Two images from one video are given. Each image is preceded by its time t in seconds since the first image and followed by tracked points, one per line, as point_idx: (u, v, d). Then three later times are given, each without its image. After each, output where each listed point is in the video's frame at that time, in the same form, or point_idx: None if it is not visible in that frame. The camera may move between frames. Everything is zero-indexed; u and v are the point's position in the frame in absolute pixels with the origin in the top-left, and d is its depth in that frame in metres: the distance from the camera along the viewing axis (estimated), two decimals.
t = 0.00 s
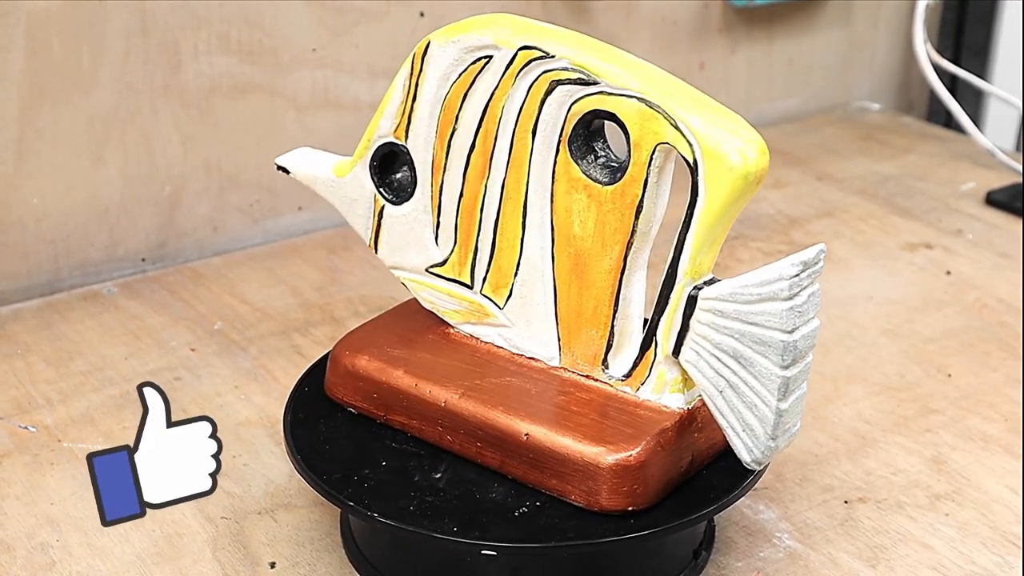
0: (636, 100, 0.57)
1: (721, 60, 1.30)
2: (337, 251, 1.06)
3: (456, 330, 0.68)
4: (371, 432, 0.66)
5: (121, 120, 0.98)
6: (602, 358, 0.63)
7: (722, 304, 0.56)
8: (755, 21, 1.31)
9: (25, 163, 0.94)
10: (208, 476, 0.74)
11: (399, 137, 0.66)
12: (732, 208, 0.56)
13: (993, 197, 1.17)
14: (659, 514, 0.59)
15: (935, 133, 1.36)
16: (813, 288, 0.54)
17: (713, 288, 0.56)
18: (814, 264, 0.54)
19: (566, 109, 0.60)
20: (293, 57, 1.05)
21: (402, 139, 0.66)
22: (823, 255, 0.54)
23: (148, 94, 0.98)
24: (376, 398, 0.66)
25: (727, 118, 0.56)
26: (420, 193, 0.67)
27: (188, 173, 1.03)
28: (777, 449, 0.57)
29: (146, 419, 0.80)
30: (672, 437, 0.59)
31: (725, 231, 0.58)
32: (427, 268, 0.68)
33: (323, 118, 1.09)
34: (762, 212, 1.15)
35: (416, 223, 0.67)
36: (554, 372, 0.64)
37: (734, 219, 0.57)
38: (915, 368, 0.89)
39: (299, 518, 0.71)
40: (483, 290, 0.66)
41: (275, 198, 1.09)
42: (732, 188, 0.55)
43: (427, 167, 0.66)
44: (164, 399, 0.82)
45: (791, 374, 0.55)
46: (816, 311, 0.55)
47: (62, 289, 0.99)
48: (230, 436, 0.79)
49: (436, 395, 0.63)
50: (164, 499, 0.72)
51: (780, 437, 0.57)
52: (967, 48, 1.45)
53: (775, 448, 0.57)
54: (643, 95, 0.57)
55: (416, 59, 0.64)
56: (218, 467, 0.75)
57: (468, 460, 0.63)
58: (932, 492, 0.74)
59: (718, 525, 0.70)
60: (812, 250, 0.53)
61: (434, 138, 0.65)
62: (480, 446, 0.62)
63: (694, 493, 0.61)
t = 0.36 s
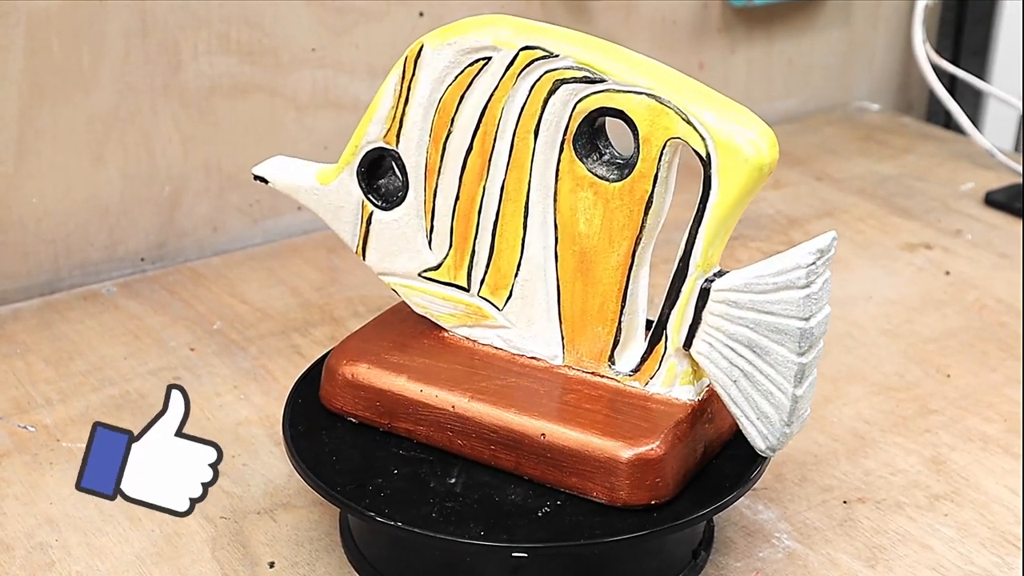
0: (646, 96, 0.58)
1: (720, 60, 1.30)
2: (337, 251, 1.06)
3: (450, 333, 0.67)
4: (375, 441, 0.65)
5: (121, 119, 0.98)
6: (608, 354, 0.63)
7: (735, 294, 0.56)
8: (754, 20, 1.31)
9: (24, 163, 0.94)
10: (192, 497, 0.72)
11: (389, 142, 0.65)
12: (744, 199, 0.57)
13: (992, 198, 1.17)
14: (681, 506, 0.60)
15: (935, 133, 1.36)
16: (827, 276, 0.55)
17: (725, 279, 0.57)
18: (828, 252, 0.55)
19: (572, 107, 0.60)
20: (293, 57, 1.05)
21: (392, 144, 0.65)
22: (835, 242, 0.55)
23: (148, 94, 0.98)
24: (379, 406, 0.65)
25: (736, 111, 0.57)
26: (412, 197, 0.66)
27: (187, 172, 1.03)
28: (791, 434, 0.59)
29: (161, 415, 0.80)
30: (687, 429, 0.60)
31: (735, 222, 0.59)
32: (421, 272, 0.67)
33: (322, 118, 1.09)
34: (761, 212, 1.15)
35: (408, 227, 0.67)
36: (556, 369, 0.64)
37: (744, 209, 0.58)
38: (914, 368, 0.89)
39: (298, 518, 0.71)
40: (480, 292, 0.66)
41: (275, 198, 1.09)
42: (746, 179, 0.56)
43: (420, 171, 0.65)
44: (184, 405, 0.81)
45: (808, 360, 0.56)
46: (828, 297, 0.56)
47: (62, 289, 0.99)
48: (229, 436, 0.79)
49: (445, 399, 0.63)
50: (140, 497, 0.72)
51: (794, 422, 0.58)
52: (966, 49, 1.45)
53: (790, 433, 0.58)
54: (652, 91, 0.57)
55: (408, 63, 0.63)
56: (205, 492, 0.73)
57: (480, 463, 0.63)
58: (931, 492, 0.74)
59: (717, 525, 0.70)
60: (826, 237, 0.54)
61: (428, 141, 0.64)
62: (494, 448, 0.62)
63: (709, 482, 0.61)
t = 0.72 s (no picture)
0: (652, 92, 0.58)
1: (719, 60, 1.30)
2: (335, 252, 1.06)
3: (444, 338, 0.67)
4: (381, 449, 0.64)
5: (120, 120, 0.98)
6: (613, 350, 0.63)
7: (745, 284, 0.57)
8: (752, 20, 1.31)
9: (23, 164, 0.94)
10: (203, 487, 0.71)
11: (380, 147, 0.64)
12: (753, 190, 0.58)
13: (991, 198, 1.17)
14: (700, 495, 0.60)
15: (933, 133, 1.36)
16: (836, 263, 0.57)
17: (735, 270, 0.58)
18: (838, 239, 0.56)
19: (574, 106, 0.60)
20: (291, 57, 1.05)
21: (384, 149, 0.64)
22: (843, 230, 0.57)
23: (146, 95, 0.98)
24: (384, 415, 0.64)
25: (743, 104, 0.58)
26: (404, 202, 0.65)
27: (186, 173, 1.03)
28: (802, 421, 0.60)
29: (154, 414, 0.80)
30: (698, 420, 0.61)
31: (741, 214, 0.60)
32: (413, 278, 0.66)
33: (321, 118, 1.09)
34: (759, 212, 1.15)
35: (400, 233, 0.66)
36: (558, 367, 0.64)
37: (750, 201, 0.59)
38: (913, 368, 0.89)
39: (297, 519, 0.71)
40: (478, 295, 0.65)
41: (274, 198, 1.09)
42: (755, 170, 0.57)
43: (413, 176, 0.64)
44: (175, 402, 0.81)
45: (819, 345, 0.57)
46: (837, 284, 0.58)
47: (61, 289, 0.99)
48: (228, 436, 0.79)
49: (454, 404, 0.62)
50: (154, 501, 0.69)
51: (805, 408, 0.59)
52: (965, 49, 1.45)
53: (802, 419, 0.59)
54: (660, 87, 0.58)
55: (400, 67, 0.62)
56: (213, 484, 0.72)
57: (493, 465, 0.63)
58: (930, 492, 0.74)
59: (716, 525, 0.70)
60: (836, 225, 0.56)
61: (421, 145, 0.63)
62: (508, 450, 0.62)
63: (721, 472, 0.62)
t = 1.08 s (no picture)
0: (660, 88, 0.58)
1: (719, 61, 1.30)
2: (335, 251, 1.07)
3: (441, 343, 0.66)
4: (391, 458, 0.64)
5: (120, 120, 0.98)
6: (618, 346, 0.64)
7: (753, 274, 0.59)
8: (753, 21, 1.31)
9: (23, 163, 0.94)
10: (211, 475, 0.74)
11: (375, 154, 0.63)
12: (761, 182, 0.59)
13: (990, 199, 1.17)
14: (717, 484, 0.61)
15: (933, 134, 1.37)
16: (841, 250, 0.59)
17: (743, 261, 0.59)
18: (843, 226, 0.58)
19: (579, 105, 0.60)
20: (291, 57, 1.05)
21: (378, 155, 0.63)
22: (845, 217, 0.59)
23: (146, 95, 0.98)
24: (392, 423, 0.63)
25: (750, 96, 0.58)
26: (399, 208, 0.64)
27: (186, 173, 1.03)
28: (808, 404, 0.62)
29: (148, 415, 0.80)
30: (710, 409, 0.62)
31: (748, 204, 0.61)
32: (410, 284, 0.65)
33: (321, 118, 1.09)
34: (759, 213, 1.15)
35: (396, 239, 0.65)
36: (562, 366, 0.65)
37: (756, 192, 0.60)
38: (913, 369, 0.89)
39: (297, 519, 0.71)
40: (478, 298, 0.65)
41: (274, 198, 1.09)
42: (765, 161, 0.58)
43: (409, 181, 0.63)
44: (167, 403, 0.82)
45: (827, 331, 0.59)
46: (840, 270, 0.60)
47: (61, 289, 0.99)
48: (228, 436, 0.79)
49: (466, 408, 0.62)
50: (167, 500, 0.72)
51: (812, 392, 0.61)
52: (965, 49, 1.45)
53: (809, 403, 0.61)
54: (667, 83, 0.58)
55: (395, 72, 0.61)
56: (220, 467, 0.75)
57: (507, 467, 0.62)
58: (930, 493, 0.74)
59: (716, 526, 0.70)
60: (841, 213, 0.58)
61: (417, 149, 0.62)
62: (523, 451, 0.62)
63: (732, 462, 0.63)
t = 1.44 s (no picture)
0: (664, 84, 0.58)
1: (718, 61, 1.30)
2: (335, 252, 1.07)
3: (440, 347, 0.66)
4: (403, 466, 0.63)
5: (120, 120, 0.98)
6: (622, 341, 0.64)
7: (758, 264, 0.60)
8: (753, 21, 1.31)
9: (23, 164, 0.94)
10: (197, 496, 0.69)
11: (370, 160, 0.62)
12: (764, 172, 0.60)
13: (990, 199, 1.17)
14: (731, 471, 0.62)
15: (933, 134, 1.37)
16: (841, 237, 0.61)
17: (747, 251, 0.60)
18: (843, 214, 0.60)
19: (582, 102, 0.60)
20: (291, 58, 1.05)
21: (375, 162, 0.62)
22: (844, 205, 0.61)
23: (146, 95, 0.98)
24: (402, 430, 0.63)
25: (752, 89, 0.59)
26: (396, 213, 0.63)
27: (186, 173, 1.03)
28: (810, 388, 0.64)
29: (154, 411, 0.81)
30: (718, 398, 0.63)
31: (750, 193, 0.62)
32: (407, 289, 0.65)
33: (321, 118, 1.09)
34: (759, 213, 1.15)
35: (393, 245, 0.64)
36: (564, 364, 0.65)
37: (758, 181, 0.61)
38: (913, 369, 0.89)
39: (297, 519, 0.71)
40: (478, 300, 0.65)
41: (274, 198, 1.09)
42: (770, 152, 0.59)
43: (406, 186, 0.62)
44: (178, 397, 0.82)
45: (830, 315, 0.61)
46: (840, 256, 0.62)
47: (61, 289, 0.99)
48: (228, 436, 0.79)
49: (479, 412, 0.62)
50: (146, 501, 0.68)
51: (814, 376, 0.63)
52: (965, 49, 1.45)
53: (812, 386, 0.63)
54: (671, 78, 0.58)
55: (392, 77, 0.60)
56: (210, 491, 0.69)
57: (521, 468, 0.62)
58: (930, 492, 0.74)
59: (716, 526, 0.70)
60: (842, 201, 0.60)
61: (415, 153, 0.61)
62: (539, 451, 0.62)
63: (739, 450, 0.64)
